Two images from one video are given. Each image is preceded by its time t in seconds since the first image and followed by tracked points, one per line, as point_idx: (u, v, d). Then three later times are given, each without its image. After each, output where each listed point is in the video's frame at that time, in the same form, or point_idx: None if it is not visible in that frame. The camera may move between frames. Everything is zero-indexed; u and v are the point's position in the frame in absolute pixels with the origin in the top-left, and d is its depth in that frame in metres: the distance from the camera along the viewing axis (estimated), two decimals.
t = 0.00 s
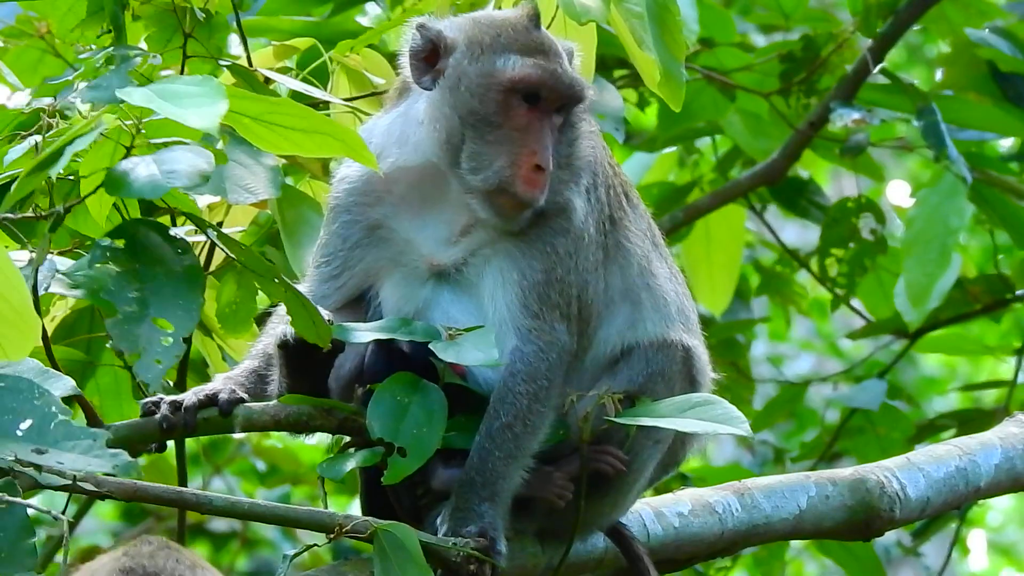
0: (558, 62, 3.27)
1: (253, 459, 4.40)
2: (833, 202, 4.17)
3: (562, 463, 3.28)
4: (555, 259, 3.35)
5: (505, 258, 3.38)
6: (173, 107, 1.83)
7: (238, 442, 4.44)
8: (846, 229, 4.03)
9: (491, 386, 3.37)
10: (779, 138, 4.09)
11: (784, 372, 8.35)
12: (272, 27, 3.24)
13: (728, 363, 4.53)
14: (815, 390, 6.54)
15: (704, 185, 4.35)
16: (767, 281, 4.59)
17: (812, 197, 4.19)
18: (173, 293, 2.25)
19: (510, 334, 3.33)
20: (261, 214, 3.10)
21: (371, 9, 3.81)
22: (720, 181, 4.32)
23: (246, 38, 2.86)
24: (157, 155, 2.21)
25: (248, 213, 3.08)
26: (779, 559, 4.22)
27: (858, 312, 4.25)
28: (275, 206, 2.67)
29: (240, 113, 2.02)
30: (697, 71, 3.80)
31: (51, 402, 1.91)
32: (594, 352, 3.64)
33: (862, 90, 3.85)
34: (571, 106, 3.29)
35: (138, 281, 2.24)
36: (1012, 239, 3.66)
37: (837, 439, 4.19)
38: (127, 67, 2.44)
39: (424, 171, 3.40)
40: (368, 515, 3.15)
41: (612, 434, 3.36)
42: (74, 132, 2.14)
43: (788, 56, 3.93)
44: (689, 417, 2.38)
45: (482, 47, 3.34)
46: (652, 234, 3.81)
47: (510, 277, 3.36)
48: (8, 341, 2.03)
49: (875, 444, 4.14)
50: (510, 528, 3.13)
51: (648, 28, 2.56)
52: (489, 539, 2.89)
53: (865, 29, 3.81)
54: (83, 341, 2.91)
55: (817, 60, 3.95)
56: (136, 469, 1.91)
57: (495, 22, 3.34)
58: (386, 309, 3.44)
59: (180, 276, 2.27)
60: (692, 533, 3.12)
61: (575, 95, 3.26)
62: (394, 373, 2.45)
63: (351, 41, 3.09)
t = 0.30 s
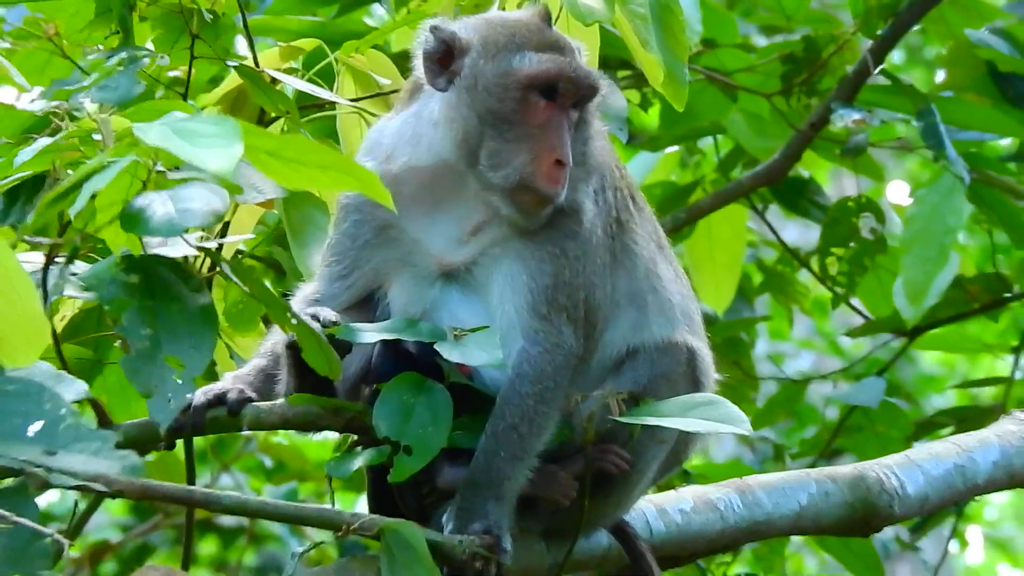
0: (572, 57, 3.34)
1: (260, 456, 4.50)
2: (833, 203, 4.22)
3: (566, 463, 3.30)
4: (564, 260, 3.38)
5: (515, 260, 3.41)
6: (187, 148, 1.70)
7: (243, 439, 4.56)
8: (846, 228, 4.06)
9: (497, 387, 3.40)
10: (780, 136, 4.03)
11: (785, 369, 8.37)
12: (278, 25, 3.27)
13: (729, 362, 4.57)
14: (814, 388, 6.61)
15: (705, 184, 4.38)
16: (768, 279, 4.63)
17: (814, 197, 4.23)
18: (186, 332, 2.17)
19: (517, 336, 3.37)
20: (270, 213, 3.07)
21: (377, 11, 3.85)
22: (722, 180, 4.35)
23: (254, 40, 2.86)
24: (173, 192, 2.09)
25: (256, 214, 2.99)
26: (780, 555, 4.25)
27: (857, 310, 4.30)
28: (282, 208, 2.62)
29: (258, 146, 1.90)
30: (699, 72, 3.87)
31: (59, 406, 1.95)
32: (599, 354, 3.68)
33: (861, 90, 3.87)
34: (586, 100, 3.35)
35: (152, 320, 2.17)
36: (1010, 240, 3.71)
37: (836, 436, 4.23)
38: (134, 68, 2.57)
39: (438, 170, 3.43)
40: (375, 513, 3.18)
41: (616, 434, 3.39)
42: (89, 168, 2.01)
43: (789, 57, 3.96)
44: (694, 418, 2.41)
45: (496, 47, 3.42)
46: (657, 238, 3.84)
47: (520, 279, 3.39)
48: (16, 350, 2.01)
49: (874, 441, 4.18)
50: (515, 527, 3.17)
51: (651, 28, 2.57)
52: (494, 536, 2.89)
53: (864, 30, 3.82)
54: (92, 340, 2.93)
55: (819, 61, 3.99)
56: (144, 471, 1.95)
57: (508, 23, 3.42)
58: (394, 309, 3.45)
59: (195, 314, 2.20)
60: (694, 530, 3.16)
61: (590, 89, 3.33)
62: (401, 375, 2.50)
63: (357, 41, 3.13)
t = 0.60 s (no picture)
0: (571, 66, 3.49)
1: (272, 448, 4.81)
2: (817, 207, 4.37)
3: (562, 458, 3.44)
4: (562, 262, 3.53)
5: (514, 262, 3.55)
6: (200, 175, 1.80)
7: (255, 433, 4.86)
8: (829, 232, 4.18)
9: (497, 385, 3.55)
10: (764, 144, 4.28)
11: (771, 367, 8.52)
12: (288, 39, 3.38)
13: (718, 361, 4.72)
14: (801, 383, 6.77)
15: (696, 190, 4.52)
16: (755, 279, 4.78)
17: (798, 203, 4.38)
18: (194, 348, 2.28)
19: (516, 336, 3.51)
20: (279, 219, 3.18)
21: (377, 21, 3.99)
22: (711, 186, 4.50)
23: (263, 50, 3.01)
24: (180, 209, 2.19)
25: (267, 219, 3.09)
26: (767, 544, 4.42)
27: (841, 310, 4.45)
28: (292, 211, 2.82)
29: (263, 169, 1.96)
30: (689, 84, 3.98)
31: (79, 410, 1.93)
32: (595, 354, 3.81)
33: (846, 100, 4.01)
34: (585, 108, 3.50)
35: (160, 334, 2.30)
36: (986, 242, 3.86)
37: (821, 431, 4.38)
38: (152, 79, 2.70)
39: (442, 176, 3.57)
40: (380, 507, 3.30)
41: (610, 430, 3.53)
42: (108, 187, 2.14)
43: (775, 69, 4.06)
44: (684, 416, 2.54)
45: (499, 58, 3.55)
46: (650, 242, 3.99)
47: (519, 282, 3.53)
48: (40, 352, 1.92)
49: (857, 434, 4.35)
50: (513, 518, 3.26)
51: (644, 42, 2.67)
52: (494, 528, 3.02)
53: (846, 45, 3.94)
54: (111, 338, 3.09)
55: (802, 72, 4.05)
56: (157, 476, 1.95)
57: (509, 37, 3.55)
58: (399, 310, 3.60)
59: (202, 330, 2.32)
60: (684, 521, 3.28)
61: (589, 97, 3.47)
62: (406, 373, 2.62)
63: (366, 55, 3.32)
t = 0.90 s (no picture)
0: (573, 63, 3.50)
1: (273, 448, 4.86)
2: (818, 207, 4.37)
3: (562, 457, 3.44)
4: (562, 261, 3.53)
5: (515, 261, 3.56)
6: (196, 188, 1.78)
7: (257, 433, 4.93)
8: (830, 232, 4.18)
9: (498, 384, 3.55)
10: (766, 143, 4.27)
11: (772, 367, 8.53)
12: (290, 39, 3.39)
13: (718, 360, 4.72)
14: (803, 382, 6.77)
15: (697, 190, 4.53)
16: (756, 278, 4.78)
17: (799, 202, 4.37)
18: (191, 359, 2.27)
19: (517, 336, 3.52)
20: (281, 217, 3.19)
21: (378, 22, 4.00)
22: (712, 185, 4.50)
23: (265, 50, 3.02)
24: (181, 225, 2.19)
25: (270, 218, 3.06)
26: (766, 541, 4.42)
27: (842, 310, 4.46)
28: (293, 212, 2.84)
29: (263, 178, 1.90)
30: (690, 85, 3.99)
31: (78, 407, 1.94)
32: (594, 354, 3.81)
33: (846, 100, 4.01)
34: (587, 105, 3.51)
35: (157, 344, 2.28)
36: (987, 241, 3.85)
37: (822, 430, 4.38)
38: (153, 78, 2.71)
39: (444, 174, 3.57)
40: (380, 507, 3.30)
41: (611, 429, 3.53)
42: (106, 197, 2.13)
43: (775, 69, 4.07)
44: (683, 415, 2.54)
45: (498, 55, 3.57)
46: (651, 242, 4.00)
47: (520, 281, 3.54)
48: (35, 347, 1.92)
49: (858, 434, 4.35)
50: (513, 518, 3.27)
51: (644, 42, 2.67)
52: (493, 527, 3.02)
53: (847, 44, 3.95)
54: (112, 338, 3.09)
55: (803, 73, 4.06)
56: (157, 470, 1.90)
57: (510, 35, 3.59)
58: (400, 309, 3.60)
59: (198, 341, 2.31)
60: (685, 521, 3.28)
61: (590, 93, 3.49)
62: (406, 372, 2.62)
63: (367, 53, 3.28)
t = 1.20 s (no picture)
0: (567, 59, 3.52)
1: (274, 447, 4.87)
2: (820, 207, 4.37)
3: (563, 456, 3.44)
4: (560, 261, 3.53)
5: (514, 261, 3.56)
6: (188, 184, 1.75)
7: (258, 433, 4.94)
8: (831, 232, 4.18)
9: (497, 383, 3.55)
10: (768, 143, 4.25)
11: (774, 368, 8.54)
12: (292, 39, 3.39)
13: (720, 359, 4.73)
14: (805, 383, 6.79)
15: (699, 190, 4.53)
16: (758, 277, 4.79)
17: (801, 202, 4.36)
18: (187, 355, 2.29)
19: (517, 334, 3.52)
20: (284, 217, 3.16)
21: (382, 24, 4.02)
22: (713, 185, 4.50)
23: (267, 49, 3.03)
24: (174, 223, 2.19)
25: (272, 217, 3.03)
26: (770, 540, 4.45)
27: (844, 310, 4.46)
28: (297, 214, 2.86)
29: (255, 180, 1.90)
30: (693, 85, 4.00)
31: (73, 402, 1.94)
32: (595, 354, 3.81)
33: (848, 100, 4.02)
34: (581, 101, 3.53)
35: (150, 342, 2.31)
36: (990, 241, 3.85)
37: (824, 430, 4.38)
38: (156, 78, 2.72)
39: (443, 173, 3.58)
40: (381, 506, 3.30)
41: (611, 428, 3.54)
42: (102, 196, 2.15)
43: (777, 69, 4.08)
44: (684, 414, 2.54)
45: (491, 52, 3.60)
46: (650, 242, 4.00)
47: (518, 280, 3.54)
48: (30, 343, 1.88)
49: (859, 434, 4.36)
50: (514, 517, 3.27)
51: (647, 43, 2.67)
52: (493, 526, 3.04)
53: (849, 43, 3.96)
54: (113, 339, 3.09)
55: (806, 72, 4.04)
56: (153, 465, 1.93)
57: (505, 32, 3.61)
58: (400, 308, 3.60)
59: (190, 339, 2.33)
60: (685, 520, 3.28)
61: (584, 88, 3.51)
62: (408, 370, 2.62)
63: (368, 54, 3.27)
